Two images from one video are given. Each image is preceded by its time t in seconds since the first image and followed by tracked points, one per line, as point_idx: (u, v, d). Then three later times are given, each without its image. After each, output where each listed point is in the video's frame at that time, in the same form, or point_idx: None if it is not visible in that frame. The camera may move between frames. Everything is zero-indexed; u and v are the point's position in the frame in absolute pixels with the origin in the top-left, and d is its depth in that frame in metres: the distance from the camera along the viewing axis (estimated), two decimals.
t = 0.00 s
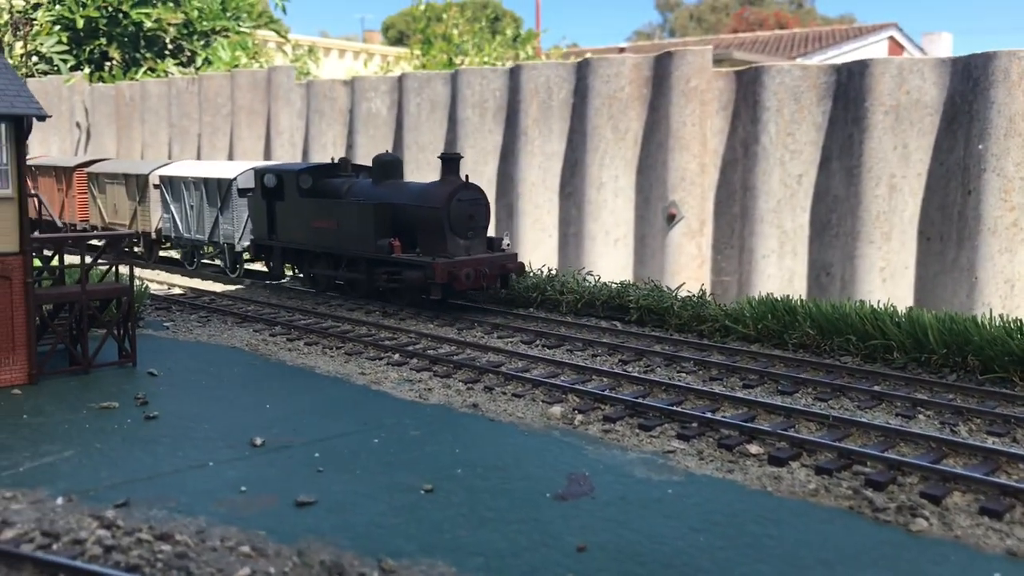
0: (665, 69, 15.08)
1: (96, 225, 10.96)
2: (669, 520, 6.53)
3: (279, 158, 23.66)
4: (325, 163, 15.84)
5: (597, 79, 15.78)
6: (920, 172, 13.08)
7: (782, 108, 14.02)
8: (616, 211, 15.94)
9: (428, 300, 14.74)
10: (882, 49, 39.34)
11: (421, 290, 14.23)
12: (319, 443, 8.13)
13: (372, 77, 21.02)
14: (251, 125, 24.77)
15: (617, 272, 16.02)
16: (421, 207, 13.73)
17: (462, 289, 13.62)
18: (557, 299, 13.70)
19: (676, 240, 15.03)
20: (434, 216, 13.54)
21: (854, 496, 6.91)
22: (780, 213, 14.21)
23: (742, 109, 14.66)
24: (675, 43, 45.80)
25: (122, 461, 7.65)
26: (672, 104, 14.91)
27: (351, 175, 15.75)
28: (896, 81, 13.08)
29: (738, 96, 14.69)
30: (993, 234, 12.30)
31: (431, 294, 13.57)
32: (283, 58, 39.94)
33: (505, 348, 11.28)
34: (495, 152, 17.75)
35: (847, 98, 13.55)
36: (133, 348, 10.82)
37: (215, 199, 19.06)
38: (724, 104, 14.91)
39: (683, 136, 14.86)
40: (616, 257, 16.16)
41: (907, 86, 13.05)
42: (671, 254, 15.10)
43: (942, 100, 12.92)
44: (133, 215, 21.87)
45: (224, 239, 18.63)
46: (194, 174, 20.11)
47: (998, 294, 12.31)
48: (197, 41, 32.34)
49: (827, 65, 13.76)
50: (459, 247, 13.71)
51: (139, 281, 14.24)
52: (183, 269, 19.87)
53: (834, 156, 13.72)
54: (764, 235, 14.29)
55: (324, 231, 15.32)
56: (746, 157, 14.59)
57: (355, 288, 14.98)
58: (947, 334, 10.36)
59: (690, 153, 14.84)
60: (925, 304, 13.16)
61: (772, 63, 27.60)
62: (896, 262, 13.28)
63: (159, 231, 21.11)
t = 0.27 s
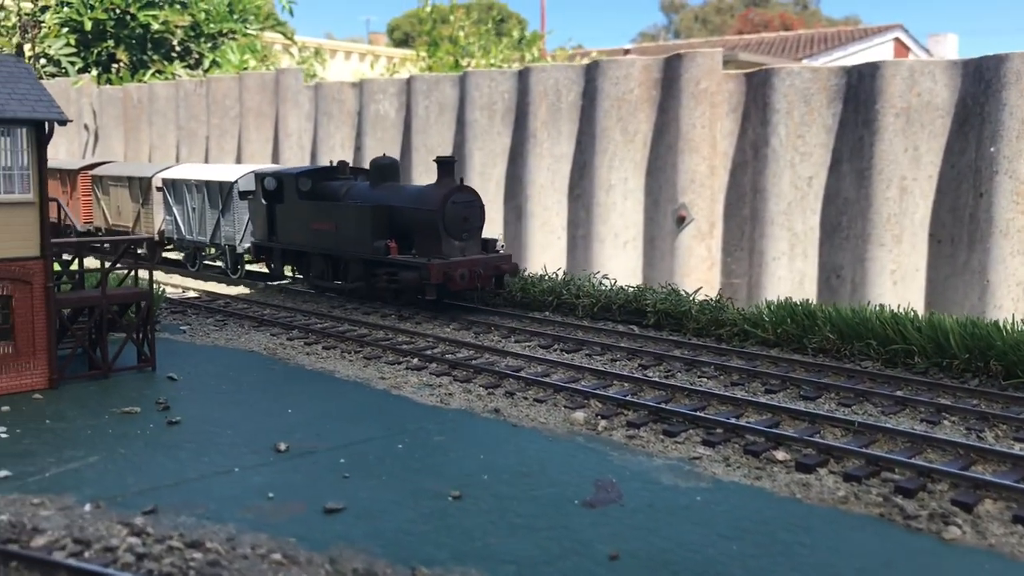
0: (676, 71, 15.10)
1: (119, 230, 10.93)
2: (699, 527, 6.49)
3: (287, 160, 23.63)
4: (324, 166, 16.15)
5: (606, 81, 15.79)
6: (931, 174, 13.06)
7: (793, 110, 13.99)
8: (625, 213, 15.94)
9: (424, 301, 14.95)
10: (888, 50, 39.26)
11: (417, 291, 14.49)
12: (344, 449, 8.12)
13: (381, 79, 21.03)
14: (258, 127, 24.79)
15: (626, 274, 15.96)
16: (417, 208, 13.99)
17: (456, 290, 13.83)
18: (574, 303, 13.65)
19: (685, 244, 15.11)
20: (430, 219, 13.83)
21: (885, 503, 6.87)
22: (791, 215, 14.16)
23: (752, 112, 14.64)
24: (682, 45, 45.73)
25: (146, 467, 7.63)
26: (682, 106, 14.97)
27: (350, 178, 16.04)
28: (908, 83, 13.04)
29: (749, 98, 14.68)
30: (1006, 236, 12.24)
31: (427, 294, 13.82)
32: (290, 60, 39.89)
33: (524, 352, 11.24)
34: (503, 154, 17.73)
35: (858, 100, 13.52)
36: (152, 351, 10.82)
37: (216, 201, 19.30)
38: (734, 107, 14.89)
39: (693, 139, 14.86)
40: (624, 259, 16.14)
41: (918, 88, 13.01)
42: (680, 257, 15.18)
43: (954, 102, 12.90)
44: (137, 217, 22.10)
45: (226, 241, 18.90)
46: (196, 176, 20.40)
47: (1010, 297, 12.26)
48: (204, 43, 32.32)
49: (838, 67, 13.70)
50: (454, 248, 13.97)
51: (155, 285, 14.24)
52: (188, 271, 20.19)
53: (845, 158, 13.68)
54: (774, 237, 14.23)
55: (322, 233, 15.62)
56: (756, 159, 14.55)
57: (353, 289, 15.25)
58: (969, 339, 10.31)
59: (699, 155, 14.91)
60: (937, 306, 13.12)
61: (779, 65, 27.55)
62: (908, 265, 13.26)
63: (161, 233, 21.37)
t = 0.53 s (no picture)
0: (687, 72, 15.10)
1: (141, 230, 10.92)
2: (731, 528, 6.47)
3: (297, 160, 23.61)
4: (326, 166, 16.55)
5: (617, 82, 15.74)
6: (944, 174, 13.10)
7: (805, 111, 14.00)
8: (636, 214, 15.87)
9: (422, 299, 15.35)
10: (893, 50, 39.24)
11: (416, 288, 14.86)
12: (369, 448, 8.11)
13: (391, 80, 21.03)
14: (268, 128, 24.80)
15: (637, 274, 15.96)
16: (415, 207, 14.37)
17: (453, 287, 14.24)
18: (592, 303, 13.62)
19: (697, 243, 15.07)
20: (428, 218, 14.19)
21: (916, 504, 6.84)
22: (803, 215, 14.17)
23: (764, 112, 14.65)
24: (690, 46, 45.62)
25: (174, 466, 7.63)
26: (694, 107, 14.95)
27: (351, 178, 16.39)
28: (921, 84, 13.04)
29: (761, 99, 14.70)
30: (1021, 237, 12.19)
31: (426, 291, 14.17)
32: (298, 60, 39.85)
33: (544, 352, 11.21)
34: (513, 155, 17.76)
35: (870, 100, 13.53)
36: (173, 350, 10.82)
37: (220, 201, 19.45)
38: (746, 108, 14.92)
39: (704, 139, 14.88)
40: (634, 260, 16.12)
41: (931, 89, 13.01)
42: (692, 257, 15.11)
43: (967, 103, 12.93)
44: (143, 216, 22.27)
45: (230, 240, 19.06)
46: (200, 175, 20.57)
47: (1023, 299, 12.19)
48: (214, 44, 32.33)
49: (851, 68, 13.70)
50: (452, 246, 14.34)
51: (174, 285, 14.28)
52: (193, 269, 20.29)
53: (857, 159, 13.72)
54: (785, 237, 14.21)
55: (323, 232, 16.03)
56: (767, 160, 14.55)
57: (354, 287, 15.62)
58: (992, 340, 10.27)
59: (711, 156, 14.89)
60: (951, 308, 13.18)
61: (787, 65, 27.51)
62: (920, 266, 13.25)
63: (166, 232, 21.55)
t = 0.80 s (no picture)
0: (699, 74, 15.13)
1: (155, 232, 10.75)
2: (768, 535, 6.44)
3: (308, 162, 23.60)
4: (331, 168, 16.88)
5: (630, 83, 15.77)
6: (958, 177, 13.17)
7: (819, 113, 14.09)
8: (648, 215, 15.96)
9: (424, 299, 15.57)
10: (903, 51, 39.20)
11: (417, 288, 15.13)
12: (399, 453, 8.11)
13: (403, 81, 21.06)
14: (280, 129, 24.82)
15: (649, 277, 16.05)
16: (416, 209, 14.63)
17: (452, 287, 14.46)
18: (612, 307, 13.58)
19: (709, 244, 15.06)
20: (428, 219, 14.43)
21: (953, 512, 6.80)
22: (816, 218, 14.21)
23: (777, 114, 14.69)
24: (699, 47, 45.61)
25: (205, 471, 7.63)
26: (706, 108, 14.95)
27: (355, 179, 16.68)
28: (936, 86, 13.12)
29: (774, 101, 14.73)
30: None
31: (426, 291, 14.43)
32: (308, 61, 39.84)
33: (568, 356, 11.17)
34: (525, 157, 17.87)
35: (884, 102, 13.64)
36: (197, 353, 10.84)
37: (226, 202, 19.59)
38: (759, 109, 14.95)
39: (717, 141, 14.90)
40: (645, 261, 16.22)
41: (946, 91, 13.10)
42: (705, 259, 15.12)
43: (983, 104, 13.04)
44: (151, 216, 22.40)
45: (236, 240, 19.22)
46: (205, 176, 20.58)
47: None
48: (224, 45, 32.24)
49: (865, 70, 13.82)
50: (452, 247, 14.58)
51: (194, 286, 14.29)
52: (200, 269, 20.41)
53: (871, 161, 13.84)
54: (799, 239, 14.23)
55: (327, 232, 16.38)
56: (781, 162, 14.60)
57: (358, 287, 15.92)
58: (1020, 345, 10.20)
59: (724, 158, 14.90)
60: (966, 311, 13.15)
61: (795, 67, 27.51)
62: (935, 268, 13.29)
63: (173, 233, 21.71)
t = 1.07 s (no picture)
0: (714, 77, 15.26)
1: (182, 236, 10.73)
2: (810, 544, 6.41)
3: (320, 163, 23.60)
4: (336, 171, 17.15)
5: (644, 85, 15.91)
6: (974, 180, 13.23)
7: (833, 115, 14.21)
8: (661, 218, 16.11)
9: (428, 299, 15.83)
10: (912, 52, 39.08)
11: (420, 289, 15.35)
12: (433, 458, 8.11)
13: (414, 83, 21.10)
14: (291, 130, 24.83)
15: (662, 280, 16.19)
16: (419, 212, 14.87)
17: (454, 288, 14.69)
18: (634, 311, 13.57)
19: (724, 248, 15.19)
20: (430, 221, 14.67)
21: (994, 521, 6.77)
22: (831, 221, 14.32)
23: (791, 117, 14.81)
24: (709, 48, 45.47)
25: (241, 476, 7.66)
26: (720, 109, 15.09)
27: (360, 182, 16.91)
28: (952, 89, 13.17)
29: (788, 104, 14.87)
30: None
31: (428, 292, 14.64)
32: (318, 62, 39.86)
33: (593, 362, 11.16)
34: (537, 159, 18.08)
35: (900, 105, 13.71)
36: (225, 357, 10.84)
37: (234, 204, 19.88)
38: (773, 111, 15.08)
39: (731, 144, 15.03)
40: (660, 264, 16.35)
41: (963, 94, 13.14)
42: (718, 261, 15.27)
43: (999, 108, 13.04)
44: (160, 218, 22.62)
45: (243, 241, 19.53)
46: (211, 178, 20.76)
47: None
48: (234, 47, 32.06)
49: (880, 73, 13.90)
50: (453, 249, 14.80)
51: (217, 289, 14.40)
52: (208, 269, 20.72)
53: (886, 163, 13.90)
54: (814, 242, 14.37)
55: (332, 234, 16.65)
56: (795, 165, 14.74)
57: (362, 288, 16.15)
58: None
59: (738, 161, 15.05)
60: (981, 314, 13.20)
61: (805, 69, 27.45)
62: (950, 271, 13.38)
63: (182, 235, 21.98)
